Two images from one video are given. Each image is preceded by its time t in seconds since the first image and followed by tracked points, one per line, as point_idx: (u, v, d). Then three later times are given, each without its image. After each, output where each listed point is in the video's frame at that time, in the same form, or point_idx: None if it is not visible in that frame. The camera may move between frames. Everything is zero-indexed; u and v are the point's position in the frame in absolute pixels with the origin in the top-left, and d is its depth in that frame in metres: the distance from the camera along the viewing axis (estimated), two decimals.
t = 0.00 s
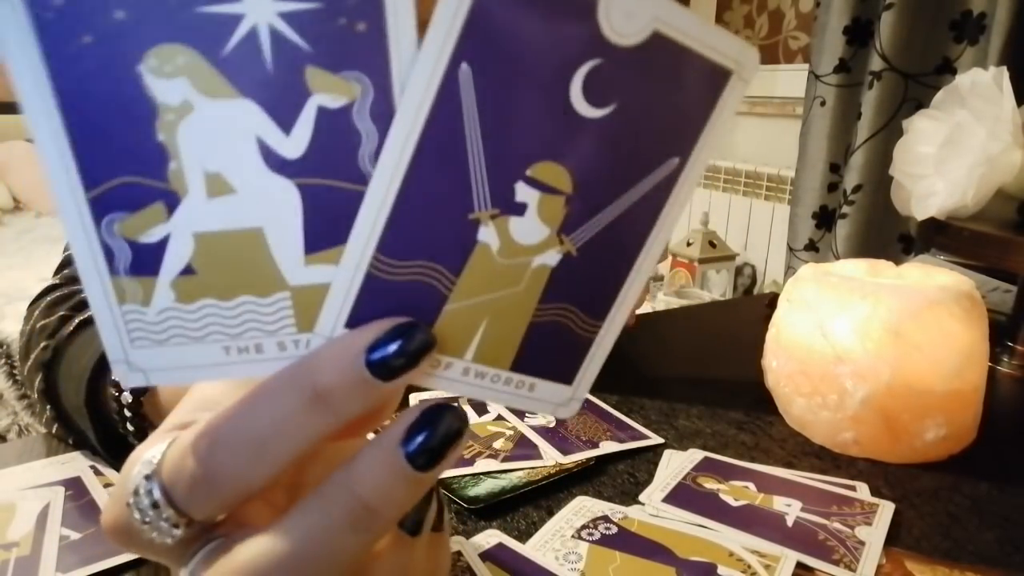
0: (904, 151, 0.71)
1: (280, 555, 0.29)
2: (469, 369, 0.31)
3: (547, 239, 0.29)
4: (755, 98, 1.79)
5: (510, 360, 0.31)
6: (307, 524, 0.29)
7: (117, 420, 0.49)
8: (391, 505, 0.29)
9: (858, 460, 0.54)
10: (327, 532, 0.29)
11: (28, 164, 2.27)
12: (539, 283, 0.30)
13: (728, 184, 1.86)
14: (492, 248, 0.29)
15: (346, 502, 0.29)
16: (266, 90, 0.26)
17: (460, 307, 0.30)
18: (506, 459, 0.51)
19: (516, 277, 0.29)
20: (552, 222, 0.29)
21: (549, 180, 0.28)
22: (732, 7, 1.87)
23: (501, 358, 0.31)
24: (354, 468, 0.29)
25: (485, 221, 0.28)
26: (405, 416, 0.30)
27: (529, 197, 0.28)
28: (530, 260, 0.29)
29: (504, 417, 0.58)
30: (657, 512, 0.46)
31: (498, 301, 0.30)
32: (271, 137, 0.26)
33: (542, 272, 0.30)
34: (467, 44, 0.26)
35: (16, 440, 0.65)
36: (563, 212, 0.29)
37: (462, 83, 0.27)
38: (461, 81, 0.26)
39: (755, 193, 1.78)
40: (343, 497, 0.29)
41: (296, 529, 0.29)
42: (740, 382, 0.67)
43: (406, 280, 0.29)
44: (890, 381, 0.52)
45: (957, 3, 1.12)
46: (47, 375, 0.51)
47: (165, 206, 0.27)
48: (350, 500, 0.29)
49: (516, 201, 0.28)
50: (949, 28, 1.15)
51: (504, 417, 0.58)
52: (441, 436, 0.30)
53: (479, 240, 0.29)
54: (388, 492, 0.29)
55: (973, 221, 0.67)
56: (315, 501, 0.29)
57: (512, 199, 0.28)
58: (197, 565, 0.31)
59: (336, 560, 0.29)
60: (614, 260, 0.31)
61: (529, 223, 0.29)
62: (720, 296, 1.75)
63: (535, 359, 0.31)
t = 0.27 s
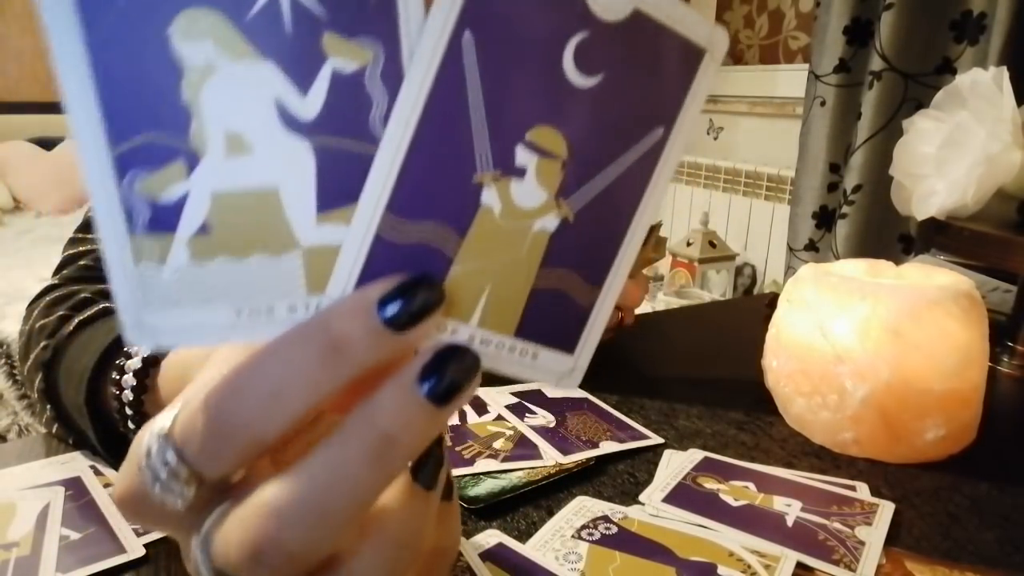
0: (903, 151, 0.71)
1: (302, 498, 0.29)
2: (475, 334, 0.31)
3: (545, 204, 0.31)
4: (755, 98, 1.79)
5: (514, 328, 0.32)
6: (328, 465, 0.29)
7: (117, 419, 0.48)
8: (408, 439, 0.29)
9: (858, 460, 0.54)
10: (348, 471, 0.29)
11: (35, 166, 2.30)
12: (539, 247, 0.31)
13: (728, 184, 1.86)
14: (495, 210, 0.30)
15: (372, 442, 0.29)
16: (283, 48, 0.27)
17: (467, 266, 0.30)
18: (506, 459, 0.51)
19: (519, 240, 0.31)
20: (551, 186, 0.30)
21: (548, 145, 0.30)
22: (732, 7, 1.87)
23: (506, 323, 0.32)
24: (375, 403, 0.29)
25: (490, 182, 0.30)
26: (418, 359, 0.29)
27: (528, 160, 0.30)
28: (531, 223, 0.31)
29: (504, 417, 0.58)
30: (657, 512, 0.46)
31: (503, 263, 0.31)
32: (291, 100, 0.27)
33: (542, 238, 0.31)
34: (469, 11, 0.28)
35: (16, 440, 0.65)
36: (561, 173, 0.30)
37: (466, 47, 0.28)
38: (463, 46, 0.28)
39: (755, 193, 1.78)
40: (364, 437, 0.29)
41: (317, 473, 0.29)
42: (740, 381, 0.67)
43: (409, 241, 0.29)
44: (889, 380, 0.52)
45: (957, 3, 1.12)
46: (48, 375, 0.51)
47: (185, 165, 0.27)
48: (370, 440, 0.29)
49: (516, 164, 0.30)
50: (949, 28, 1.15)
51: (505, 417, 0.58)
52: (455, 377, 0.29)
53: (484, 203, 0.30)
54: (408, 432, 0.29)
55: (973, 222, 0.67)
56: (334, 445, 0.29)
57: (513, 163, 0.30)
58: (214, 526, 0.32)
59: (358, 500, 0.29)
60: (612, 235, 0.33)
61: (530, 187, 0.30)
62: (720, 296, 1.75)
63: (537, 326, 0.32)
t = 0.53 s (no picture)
0: (904, 151, 0.71)
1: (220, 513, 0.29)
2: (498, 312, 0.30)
3: (546, 339, 0.31)
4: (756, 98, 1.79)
5: (502, 447, 0.33)
6: (246, 488, 0.29)
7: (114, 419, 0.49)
8: (332, 490, 0.29)
9: (858, 460, 0.54)
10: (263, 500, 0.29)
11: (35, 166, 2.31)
12: (531, 386, 0.32)
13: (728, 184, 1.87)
14: (486, 349, 0.31)
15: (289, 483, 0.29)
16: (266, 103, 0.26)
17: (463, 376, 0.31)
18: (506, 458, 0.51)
19: (512, 373, 0.31)
20: (552, 323, 0.31)
21: (554, 287, 0.30)
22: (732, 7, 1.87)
23: (493, 443, 0.33)
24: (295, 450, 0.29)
25: (483, 322, 0.30)
26: (365, 418, 0.29)
27: (531, 302, 0.30)
28: (526, 358, 0.31)
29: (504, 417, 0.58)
30: (657, 512, 0.46)
31: (493, 395, 0.32)
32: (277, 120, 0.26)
33: (540, 369, 0.32)
34: (476, 146, 0.27)
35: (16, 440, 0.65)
36: (566, 315, 0.31)
37: (464, 193, 0.27)
38: (463, 191, 0.27)
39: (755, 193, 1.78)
40: (278, 475, 0.29)
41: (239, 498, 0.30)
42: (739, 381, 0.67)
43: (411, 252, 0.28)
44: (890, 380, 0.52)
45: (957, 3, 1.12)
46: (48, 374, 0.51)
47: (170, 160, 0.26)
48: (285, 482, 0.29)
49: (516, 304, 0.30)
50: (949, 27, 1.14)
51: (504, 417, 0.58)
52: (397, 451, 0.29)
53: (476, 341, 0.30)
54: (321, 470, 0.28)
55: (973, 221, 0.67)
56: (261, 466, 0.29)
57: (512, 303, 0.30)
58: None
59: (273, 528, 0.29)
60: (635, 335, 0.32)
61: (529, 325, 0.30)
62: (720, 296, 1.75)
63: (524, 446, 0.34)
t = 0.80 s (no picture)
0: (904, 151, 0.71)
1: (233, 454, 0.29)
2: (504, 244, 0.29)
3: (547, 278, 0.30)
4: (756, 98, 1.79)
5: (508, 398, 0.32)
6: (258, 431, 0.29)
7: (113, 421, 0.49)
8: (346, 431, 0.29)
9: (858, 460, 0.54)
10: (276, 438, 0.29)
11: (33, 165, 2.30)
12: (539, 322, 0.31)
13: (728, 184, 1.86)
14: (493, 285, 0.29)
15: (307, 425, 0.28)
16: (271, 119, 0.27)
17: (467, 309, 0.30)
18: (506, 459, 0.51)
19: (516, 315, 0.30)
20: (554, 261, 0.30)
21: (555, 221, 0.29)
22: (732, 7, 1.87)
23: (500, 393, 0.31)
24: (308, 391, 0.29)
25: (489, 258, 0.29)
26: (400, 446, 0.30)
27: (532, 236, 0.29)
28: (532, 297, 0.30)
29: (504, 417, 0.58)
30: (657, 512, 0.46)
31: (503, 336, 0.30)
32: (275, 169, 0.27)
33: (545, 310, 0.31)
34: (476, 80, 0.27)
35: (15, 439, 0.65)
36: (566, 250, 0.30)
37: (471, 120, 0.27)
38: (469, 115, 0.27)
39: (755, 193, 1.78)
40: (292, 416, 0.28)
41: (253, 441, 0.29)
42: (740, 381, 0.67)
43: (406, 314, 0.30)
44: (889, 380, 0.52)
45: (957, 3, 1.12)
46: (47, 376, 0.51)
47: (165, 233, 0.28)
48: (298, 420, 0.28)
49: (519, 238, 0.29)
50: (949, 28, 1.15)
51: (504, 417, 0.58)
52: (409, 381, 0.29)
53: (482, 278, 0.29)
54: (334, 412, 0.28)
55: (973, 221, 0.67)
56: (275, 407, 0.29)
57: (516, 237, 0.29)
58: None
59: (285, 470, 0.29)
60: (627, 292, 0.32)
61: (533, 261, 0.30)
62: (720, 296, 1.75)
63: (533, 400, 0.32)
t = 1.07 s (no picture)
0: (904, 151, 0.71)
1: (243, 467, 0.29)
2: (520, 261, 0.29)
3: (558, 293, 0.30)
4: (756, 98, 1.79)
5: (515, 404, 0.32)
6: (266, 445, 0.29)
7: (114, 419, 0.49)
8: (358, 443, 0.29)
9: (858, 460, 0.54)
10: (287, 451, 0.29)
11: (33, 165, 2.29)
12: (548, 332, 0.31)
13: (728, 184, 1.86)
14: (506, 300, 0.30)
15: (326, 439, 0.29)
16: (286, 141, 0.27)
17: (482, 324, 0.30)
18: (506, 459, 0.51)
19: (527, 325, 0.31)
20: (565, 277, 0.30)
21: (567, 238, 0.29)
22: (732, 7, 1.87)
23: (506, 401, 0.32)
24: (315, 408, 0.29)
25: (502, 274, 0.29)
26: (386, 371, 0.29)
27: (545, 253, 0.29)
28: (542, 311, 0.31)
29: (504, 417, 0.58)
30: (657, 512, 0.46)
31: (514, 346, 0.31)
32: (291, 190, 0.27)
33: (553, 323, 0.31)
34: (497, 105, 0.27)
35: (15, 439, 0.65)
36: (577, 268, 0.30)
37: (490, 142, 0.27)
38: (488, 139, 0.27)
39: (755, 193, 1.78)
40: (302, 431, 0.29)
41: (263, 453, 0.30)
42: (740, 381, 0.67)
43: (417, 330, 0.30)
44: (890, 381, 0.52)
45: (957, 3, 1.12)
46: (47, 375, 0.51)
47: (178, 252, 0.28)
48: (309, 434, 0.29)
49: (532, 256, 0.29)
50: (949, 28, 1.15)
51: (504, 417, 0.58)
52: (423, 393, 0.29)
53: (495, 293, 0.30)
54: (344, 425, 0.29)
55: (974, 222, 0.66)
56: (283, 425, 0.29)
57: (530, 254, 0.29)
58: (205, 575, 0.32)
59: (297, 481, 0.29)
60: (632, 296, 0.32)
61: (544, 277, 0.30)
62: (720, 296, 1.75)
63: (537, 405, 0.33)
